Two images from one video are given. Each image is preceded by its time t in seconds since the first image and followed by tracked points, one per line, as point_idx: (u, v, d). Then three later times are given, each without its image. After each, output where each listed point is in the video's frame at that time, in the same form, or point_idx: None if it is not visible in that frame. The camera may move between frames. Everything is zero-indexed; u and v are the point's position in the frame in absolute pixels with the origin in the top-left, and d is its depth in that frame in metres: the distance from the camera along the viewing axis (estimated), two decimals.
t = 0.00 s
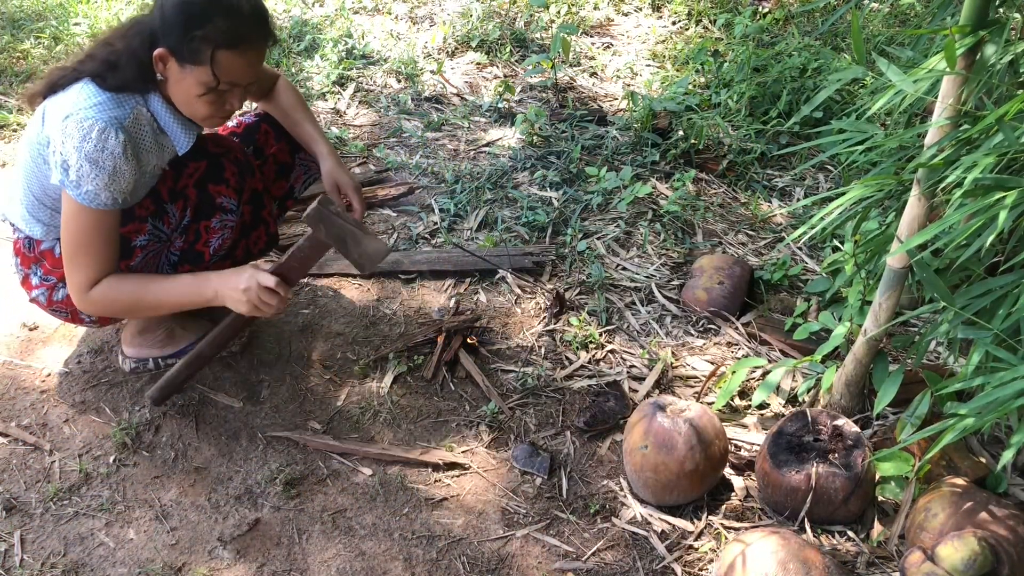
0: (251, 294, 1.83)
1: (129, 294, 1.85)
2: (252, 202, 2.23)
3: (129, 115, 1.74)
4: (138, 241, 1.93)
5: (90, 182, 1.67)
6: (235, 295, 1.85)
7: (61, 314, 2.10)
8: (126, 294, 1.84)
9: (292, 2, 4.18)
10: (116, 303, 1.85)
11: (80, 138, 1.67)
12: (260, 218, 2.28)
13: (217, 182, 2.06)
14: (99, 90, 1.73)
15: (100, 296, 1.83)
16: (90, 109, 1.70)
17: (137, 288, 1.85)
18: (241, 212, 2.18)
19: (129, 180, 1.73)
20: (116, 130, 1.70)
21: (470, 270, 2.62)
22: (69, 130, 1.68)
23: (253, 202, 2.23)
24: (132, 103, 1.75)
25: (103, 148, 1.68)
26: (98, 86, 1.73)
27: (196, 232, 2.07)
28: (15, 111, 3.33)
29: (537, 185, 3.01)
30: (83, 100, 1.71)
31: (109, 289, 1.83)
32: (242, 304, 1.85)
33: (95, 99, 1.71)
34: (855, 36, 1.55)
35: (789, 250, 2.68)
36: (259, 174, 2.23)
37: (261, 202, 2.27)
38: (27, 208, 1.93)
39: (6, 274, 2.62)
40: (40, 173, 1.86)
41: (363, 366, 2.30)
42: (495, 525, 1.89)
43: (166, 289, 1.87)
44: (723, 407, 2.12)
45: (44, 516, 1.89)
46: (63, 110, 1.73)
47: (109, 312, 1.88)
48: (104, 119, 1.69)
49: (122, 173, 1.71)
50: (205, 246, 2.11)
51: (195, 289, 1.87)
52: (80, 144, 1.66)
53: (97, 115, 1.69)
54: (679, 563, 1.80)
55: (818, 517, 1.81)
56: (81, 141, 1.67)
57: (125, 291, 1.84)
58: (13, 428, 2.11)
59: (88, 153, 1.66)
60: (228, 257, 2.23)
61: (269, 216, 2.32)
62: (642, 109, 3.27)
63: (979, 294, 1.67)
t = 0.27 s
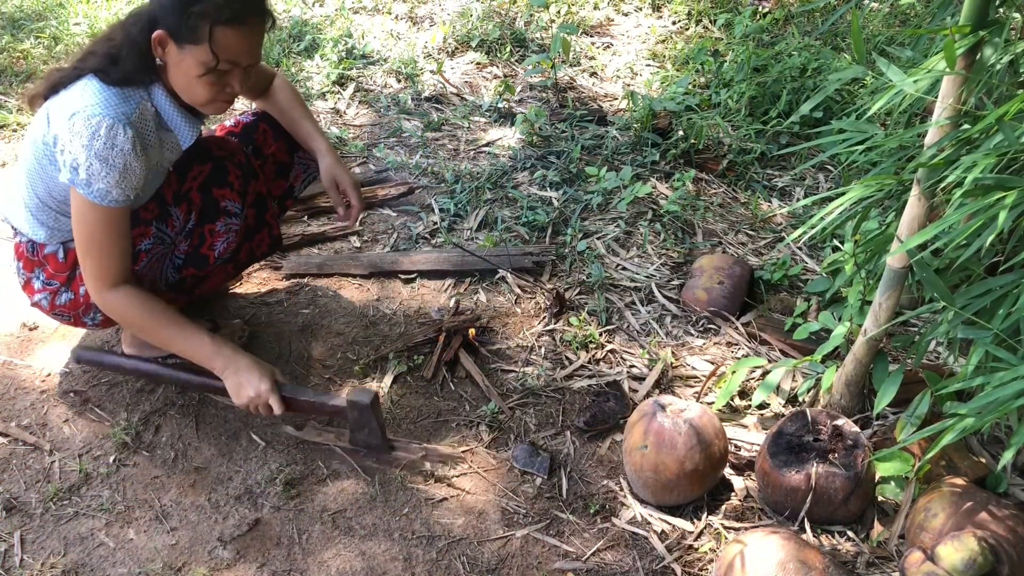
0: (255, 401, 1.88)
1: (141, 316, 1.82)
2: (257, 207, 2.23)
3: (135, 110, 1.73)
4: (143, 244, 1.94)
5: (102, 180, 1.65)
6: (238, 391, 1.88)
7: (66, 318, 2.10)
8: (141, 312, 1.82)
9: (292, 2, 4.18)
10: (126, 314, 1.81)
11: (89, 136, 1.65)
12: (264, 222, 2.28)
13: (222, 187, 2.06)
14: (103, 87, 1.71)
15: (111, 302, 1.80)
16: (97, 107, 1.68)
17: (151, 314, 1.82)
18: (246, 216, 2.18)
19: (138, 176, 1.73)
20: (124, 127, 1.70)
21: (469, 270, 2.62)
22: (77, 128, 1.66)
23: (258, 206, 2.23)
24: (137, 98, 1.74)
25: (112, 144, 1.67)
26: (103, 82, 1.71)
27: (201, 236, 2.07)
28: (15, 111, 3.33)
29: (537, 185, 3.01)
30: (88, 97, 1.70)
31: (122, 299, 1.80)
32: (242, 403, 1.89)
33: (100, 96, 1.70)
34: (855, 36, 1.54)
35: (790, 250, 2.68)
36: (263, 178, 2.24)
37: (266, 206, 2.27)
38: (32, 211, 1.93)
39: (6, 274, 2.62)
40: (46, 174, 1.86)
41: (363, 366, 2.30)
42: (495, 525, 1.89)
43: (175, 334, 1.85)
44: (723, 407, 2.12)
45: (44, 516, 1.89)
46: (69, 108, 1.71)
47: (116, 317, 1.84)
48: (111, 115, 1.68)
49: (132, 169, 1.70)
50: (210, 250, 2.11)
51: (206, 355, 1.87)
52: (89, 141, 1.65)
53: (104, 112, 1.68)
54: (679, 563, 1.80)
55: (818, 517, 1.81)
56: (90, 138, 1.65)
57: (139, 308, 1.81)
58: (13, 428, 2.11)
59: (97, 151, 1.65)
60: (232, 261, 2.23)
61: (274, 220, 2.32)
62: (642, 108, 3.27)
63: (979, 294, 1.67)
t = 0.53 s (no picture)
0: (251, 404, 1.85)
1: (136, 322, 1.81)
2: (249, 204, 2.22)
3: (135, 108, 1.73)
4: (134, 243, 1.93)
5: (99, 178, 1.65)
6: (232, 394, 1.85)
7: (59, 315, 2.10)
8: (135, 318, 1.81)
9: (292, 2, 4.18)
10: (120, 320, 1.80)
11: (88, 133, 1.65)
12: (257, 219, 2.27)
13: (213, 184, 2.06)
14: (104, 84, 1.71)
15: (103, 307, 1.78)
16: (98, 104, 1.68)
17: (145, 320, 1.82)
18: (237, 213, 2.17)
19: (136, 175, 1.73)
20: (124, 125, 1.70)
21: (469, 270, 2.62)
22: (76, 125, 1.66)
23: (250, 203, 2.23)
24: (139, 97, 1.75)
25: (112, 143, 1.67)
26: (104, 80, 1.71)
27: (192, 234, 2.07)
28: (15, 111, 3.33)
29: (537, 185, 3.01)
30: (89, 94, 1.70)
31: (116, 303, 1.79)
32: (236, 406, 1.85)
33: (102, 94, 1.70)
34: (855, 36, 1.54)
35: (789, 250, 2.68)
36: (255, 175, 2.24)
37: (259, 203, 2.26)
38: (27, 207, 1.93)
39: (6, 274, 2.62)
40: (41, 171, 1.85)
41: (363, 366, 2.30)
42: (495, 525, 1.89)
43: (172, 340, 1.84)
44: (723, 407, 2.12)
45: (44, 516, 1.89)
46: (69, 105, 1.70)
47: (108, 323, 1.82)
48: (112, 113, 1.69)
49: (130, 168, 1.70)
50: (201, 248, 2.11)
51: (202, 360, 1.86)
52: (89, 139, 1.65)
53: (104, 110, 1.68)
54: (679, 563, 1.80)
55: (818, 517, 1.81)
56: (90, 136, 1.65)
57: (134, 312, 1.80)
58: (13, 428, 2.11)
59: (97, 148, 1.65)
60: (225, 259, 2.23)
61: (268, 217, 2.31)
62: (642, 109, 3.27)
63: (979, 294, 1.67)
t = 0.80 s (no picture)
0: (241, 375, 1.91)
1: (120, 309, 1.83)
2: (250, 204, 2.23)
3: (136, 110, 1.73)
4: (134, 242, 1.93)
5: (95, 178, 1.65)
6: (223, 367, 1.90)
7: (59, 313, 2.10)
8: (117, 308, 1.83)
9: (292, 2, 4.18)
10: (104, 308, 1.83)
11: (86, 133, 1.65)
12: (258, 219, 2.27)
13: (213, 184, 2.06)
14: (106, 85, 1.71)
15: (88, 297, 1.80)
16: (99, 105, 1.68)
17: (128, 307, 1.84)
18: (237, 213, 2.17)
19: (132, 176, 1.72)
20: (123, 126, 1.69)
21: (469, 271, 2.62)
22: (75, 124, 1.66)
23: (250, 203, 2.23)
24: (139, 98, 1.74)
25: (110, 143, 1.66)
26: (106, 80, 1.71)
27: (192, 233, 2.07)
28: (15, 111, 3.33)
29: (537, 185, 3.01)
30: (90, 95, 1.69)
31: (103, 293, 1.81)
32: (229, 378, 1.90)
33: (103, 94, 1.70)
34: (855, 36, 1.54)
35: (789, 250, 2.68)
36: (256, 176, 2.23)
37: (259, 203, 2.26)
38: (27, 206, 1.92)
39: (6, 274, 2.62)
40: (42, 170, 1.85)
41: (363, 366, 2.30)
42: (496, 525, 1.89)
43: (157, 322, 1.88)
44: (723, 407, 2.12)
45: (44, 516, 1.89)
46: (70, 104, 1.71)
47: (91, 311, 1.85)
48: (112, 114, 1.68)
49: (127, 169, 1.70)
50: (201, 248, 2.11)
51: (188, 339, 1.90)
52: (87, 139, 1.64)
53: (104, 111, 1.67)
54: (679, 563, 1.80)
55: (818, 517, 1.81)
56: (88, 136, 1.64)
57: (121, 301, 1.83)
58: (13, 428, 2.11)
59: (94, 149, 1.64)
60: (225, 258, 2.22)
61: (268, 217, 2.31)
62: (642, 109, 3.27)
63: (979, 294, 1.67)
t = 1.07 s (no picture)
0: (224, 371, 1.91)
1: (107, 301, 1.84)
2: (249, 205, 2.22)
3: (134, 110, 1.73)
4: (132, 241, 1.96)
5: (90, 177, 1.65)
6: (206, 362, 1.91)
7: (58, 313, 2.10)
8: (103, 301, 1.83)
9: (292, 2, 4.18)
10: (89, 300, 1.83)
11: (83, 132, 1.64)
12: (258, 220, 2.27)
13: (212, 184, 2.05)
14: (106, 85, 1.71)
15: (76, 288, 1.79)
16: (97, 104, 1.68)
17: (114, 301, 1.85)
18: (237, 214, 2.16)
19: (127, 176, 1.72)
20: (120, 126, 1.68)
21: (470, 271, 2.62)
22: (72, 123, 1.65)
23: (249, 204, 2.22)
24: (137, 98, 1.73)
25: (105, 143, 1.66)
26: (105, 80, 1.71)
27: (191, 233, 2.07)
28: (15, 111, 3.33)
29: (537, 185, 3.01)
30: (90, 94, 1.69)
31: (87, 287, 1.80)
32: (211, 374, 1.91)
33: (102, 94, 1.69)
34: (855, 36, 1.54)
35: (789, 250, 2.68)
36: (256, 177, 2.24)
37: (260, 204, 2.26)
38: (27, 204, 1.92)
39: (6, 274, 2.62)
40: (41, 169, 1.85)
41: (363, 366, 2.30)
42: (496, 525, 1.89)
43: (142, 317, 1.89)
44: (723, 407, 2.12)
45: (44, 516, 1.89)
46: (69, 103, 1.70)
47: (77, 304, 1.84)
48: (109, 113, 1.67)
49: (122, 169, 1.69)
50: (200, 248, 2.10)
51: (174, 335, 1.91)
52: (82, 137, 1.64)
53: (102, 110, 1.67)
54: (679, 563, 1.80)
55: (818, 517, 1.81)
56: (84, 135, 1.64)
57: (105, 294, 1.83)
58: (13, 428, 2.11)
59: (89, 148, 1.64)
60: (225, 259, 2.22)
61: (268, 219, 2.31)
62: (642, 109, 3.27)
63: (978, 294, 1.67)
